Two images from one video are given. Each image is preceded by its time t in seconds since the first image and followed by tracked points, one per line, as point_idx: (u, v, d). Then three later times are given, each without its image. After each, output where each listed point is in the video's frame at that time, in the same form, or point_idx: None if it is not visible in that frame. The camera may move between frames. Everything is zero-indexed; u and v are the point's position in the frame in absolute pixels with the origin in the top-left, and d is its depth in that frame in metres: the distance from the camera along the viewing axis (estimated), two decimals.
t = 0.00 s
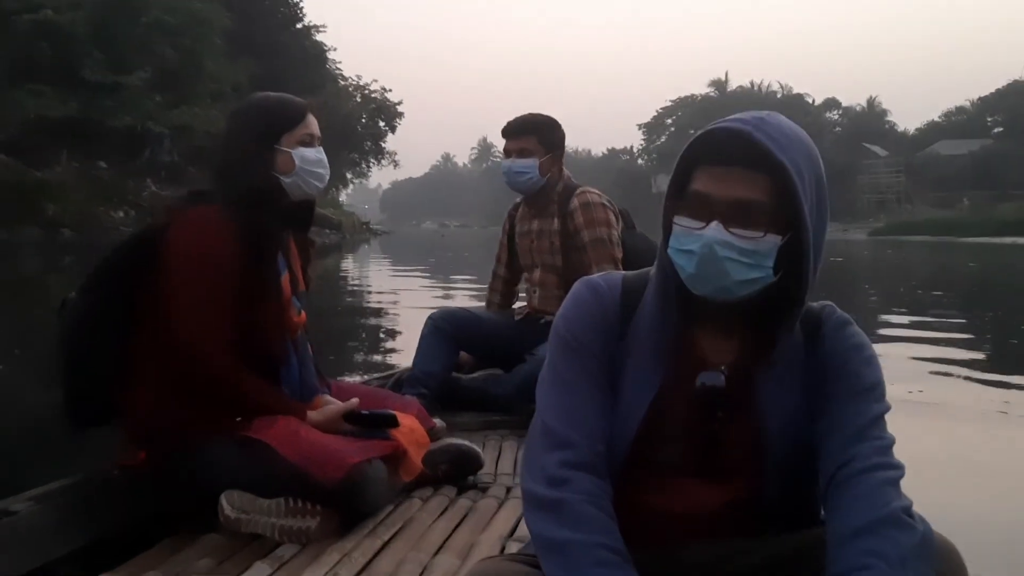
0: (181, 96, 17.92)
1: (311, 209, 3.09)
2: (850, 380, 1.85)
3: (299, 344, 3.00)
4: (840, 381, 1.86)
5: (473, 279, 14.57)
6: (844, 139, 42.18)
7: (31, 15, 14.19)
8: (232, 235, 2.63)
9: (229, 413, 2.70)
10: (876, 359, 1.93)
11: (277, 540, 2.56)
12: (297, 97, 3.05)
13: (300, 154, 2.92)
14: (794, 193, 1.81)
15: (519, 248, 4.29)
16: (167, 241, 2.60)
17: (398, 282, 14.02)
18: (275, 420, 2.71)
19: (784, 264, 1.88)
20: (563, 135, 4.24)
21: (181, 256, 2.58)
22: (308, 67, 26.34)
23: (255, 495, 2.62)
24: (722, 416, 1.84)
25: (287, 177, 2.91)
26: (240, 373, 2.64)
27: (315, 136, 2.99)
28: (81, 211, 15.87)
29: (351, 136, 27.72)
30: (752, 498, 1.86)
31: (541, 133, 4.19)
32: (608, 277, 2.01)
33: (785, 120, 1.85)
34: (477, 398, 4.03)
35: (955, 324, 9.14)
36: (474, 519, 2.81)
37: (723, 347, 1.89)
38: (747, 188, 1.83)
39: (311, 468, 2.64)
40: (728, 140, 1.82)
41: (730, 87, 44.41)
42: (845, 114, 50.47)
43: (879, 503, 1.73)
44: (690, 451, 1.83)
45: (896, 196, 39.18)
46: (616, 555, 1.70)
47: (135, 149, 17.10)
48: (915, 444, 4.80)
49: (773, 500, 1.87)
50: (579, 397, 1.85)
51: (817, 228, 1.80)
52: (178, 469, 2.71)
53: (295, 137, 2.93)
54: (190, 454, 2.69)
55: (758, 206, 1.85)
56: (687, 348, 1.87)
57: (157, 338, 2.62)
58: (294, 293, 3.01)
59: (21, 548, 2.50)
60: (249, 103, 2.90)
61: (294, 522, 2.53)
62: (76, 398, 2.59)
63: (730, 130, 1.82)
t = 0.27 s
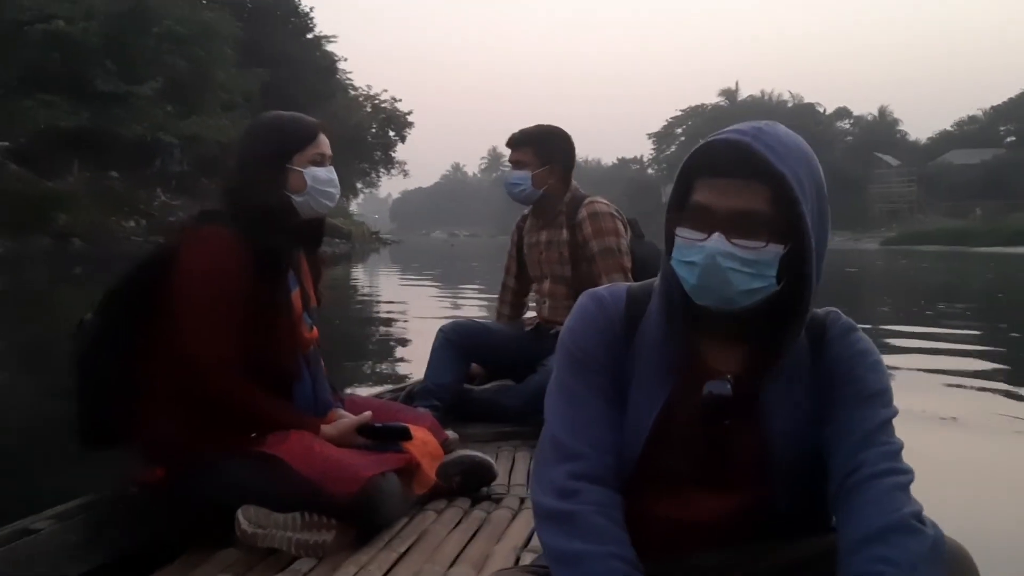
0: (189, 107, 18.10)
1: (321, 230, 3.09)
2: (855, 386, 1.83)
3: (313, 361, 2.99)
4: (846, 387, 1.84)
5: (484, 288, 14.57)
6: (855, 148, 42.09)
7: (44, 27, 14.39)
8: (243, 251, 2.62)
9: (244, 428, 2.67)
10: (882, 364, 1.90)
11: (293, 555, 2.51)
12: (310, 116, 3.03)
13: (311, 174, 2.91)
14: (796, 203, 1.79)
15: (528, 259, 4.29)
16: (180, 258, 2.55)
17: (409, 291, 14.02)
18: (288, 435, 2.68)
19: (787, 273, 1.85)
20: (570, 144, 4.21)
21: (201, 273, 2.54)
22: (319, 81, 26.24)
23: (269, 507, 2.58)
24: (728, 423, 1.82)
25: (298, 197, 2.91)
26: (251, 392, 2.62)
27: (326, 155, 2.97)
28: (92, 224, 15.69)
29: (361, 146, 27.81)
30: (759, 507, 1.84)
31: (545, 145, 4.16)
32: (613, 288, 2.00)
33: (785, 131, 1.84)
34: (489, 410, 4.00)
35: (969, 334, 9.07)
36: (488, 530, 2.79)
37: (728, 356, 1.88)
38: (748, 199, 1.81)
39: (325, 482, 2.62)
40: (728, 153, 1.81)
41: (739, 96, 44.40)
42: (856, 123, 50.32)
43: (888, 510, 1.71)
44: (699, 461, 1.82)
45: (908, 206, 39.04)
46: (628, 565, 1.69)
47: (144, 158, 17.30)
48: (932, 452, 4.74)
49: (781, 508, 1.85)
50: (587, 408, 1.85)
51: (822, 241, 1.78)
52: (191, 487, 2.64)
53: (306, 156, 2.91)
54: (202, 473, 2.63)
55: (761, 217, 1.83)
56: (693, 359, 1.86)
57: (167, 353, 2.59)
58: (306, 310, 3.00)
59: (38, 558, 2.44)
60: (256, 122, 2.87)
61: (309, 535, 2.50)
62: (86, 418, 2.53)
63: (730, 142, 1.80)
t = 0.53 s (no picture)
0: (200, 115, 18.96)
1: (332, 240, 3.09)
2: (860, 390, 1.81)
3: (323, 368, 2.98)
4: (851, 391, 1.83)
5: (493, 295, 14.60)
6: (866, 156, 41.97)
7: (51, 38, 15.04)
8: (250, 258, 2.59)
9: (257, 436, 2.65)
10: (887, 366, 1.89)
11: (304, 562, 2.51)
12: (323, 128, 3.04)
13: (322, 184, 2.90)
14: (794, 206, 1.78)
15: (534, 267, 4.29)
16: (195, 276, 2.55)
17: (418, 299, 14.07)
18: (299, 443, 2.66)
19: (786, 274, 1.84)
20: (573, 151, 4.19)
21: (208, 286, 2.53)
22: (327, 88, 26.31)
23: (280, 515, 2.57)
24: (735, 430, 1.81)
25: (309, 208, 2.89)
26: (252, 399, 2.58)
27: (337, 165, 2.97)
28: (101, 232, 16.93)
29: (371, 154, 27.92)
30: (769, 511, 1.84)
31: (547, 154, 4.16)
32: (617, 297, 1.98)
33: (782, 137, 1.83)
34: (499, 417, 3.99)
35: (983, 341, 9.00)
36: (498, 536, 2.78)
37: (733, 362, 1.89)
38: (747, 200, 1.81)
39: (336, 489, 2.61)
40: (726, 157, 1.80)
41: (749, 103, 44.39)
42: (868, 130, 50.13)
43: (897, 516, 1.70)
44: (708, 467, 1.82)
45: (920, 213, 38.87)
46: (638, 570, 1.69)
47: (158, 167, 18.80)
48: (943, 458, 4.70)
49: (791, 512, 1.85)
50: (594, 417, 1.84)
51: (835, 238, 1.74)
52: (212, 495, 2.62)
53: (319, 166, 2.91)
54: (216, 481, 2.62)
55: (760, 219, 1.82)
56: (697, 364, 1.85)
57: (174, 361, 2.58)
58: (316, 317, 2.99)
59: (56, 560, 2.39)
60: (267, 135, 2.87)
61: (321, 542, 2.50)
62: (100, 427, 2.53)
63: (727, 146, 1.80)
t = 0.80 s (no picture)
0: (203, 120, 18.03)
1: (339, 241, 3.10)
2: (867, 398, 1.81)
3: (328, 369, 2.98)
4: (859, 398, 1.82)
5: (499, 302, 14.53)
6: (876, 163, 41.80)
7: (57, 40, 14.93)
8: (259, 265, 2.58)
9: (260, 436, 2.63)
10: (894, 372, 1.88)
11: (306, 562, 2.50)
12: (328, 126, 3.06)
13: (328, 183, 2.91)
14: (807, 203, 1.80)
15: (539, 271, 4.29)
16: (200, 276, 2.55)
17: (424, 305, 14.03)
18: (303, 443, 2.67)
19: (795, 273, 1.86)
20: (576, 156, 4.19)
21: (217, 287, 2.53)
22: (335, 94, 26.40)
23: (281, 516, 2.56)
24: (740, 435, 1.80)
25: (315, 206, 2.91)
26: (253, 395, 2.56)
27: (344, 164, 2.99)
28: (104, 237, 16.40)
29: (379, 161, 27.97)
30: (777, 520, 1.83)
31: (550, 160, 4.15)
32: (621, 302, 1.97)
33: (789, 139, 1.85)
34: (503, 420, 3.99)
35: (989, 346, 8.93)
36: (501, 541, 2.76)
37: (738, 368, 1.89)
38: (757, 194, 1.82)
39: (341, 491, 2.60)
40: (737, 153, 1.81)
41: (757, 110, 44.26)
42: (875, 135, 49.95)
43: (906, 524, 1.69)
44: (714, 473, 1.80)
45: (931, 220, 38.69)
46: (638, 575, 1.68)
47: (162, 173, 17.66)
48: (947, 466, 4.67)
49: (800, 519, 1.83)
50: (599, 423, 1.83)
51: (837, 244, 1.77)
52: (213, 497, 2.61)
53: (325, 164, 2.93)
54: (217, 484, 2.61)
55: (771, 212, 1.84)
56: (704, 369, 1.85)
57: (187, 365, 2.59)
58: (322, 318, 3.00)
59: (59, 556, 2.42)
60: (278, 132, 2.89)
61: (322, 543, 2.50)
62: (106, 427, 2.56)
63: (738, 142, 1.82)
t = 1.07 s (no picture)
0: (205, 121, 17.85)
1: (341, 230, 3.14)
2: (871, 401, 1.80)
3: (328, 365, 2.98)
4: (863, 401, 1.81)
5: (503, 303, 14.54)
6: (882, 164, 41.68)
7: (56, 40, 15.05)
8: (264, 266, 2.59)
9: (252, 431, 2.65)
10: (898, 375, 1.87)
11: (302, 557, 2.52)
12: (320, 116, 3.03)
13: (314, 173, 2.86)
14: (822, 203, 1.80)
15: (542, 270, 4.29)
16: (205, 265, 2.58)
17: (428, 307, 14.06)
18: (299, 438, 2.65)
19: (810, 272, 1.85)
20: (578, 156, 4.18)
21: (229, 284, 2.55)
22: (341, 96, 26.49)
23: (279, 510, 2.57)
24: (743, 435, 1.79)
25: (304, 198, 2.87)
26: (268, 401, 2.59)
27: (335, 153, 2.94)
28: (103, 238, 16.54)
29: (382, 163, 28.19)
30: (779, 520, 1.82)
31: (551, 159, 4.13)
32: (626, 300, 1.95)
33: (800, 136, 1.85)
34: (504, 419, 3.99)
35: (994, 347, 8.86)
36: (499, 539, 2.76)
37: (743, 368, 1.88)
38: (774, 192, 1.81)
39: (339, 485, 2.59)
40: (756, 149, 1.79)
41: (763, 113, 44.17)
42: (884, 137, 49.78)
43: (907, 527, 1.69)
44: (716, 473, 1.79)
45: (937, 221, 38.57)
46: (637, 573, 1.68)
47: (162, 175, 17.68)
48: (948, 467, 4.64)
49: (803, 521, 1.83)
50: (602, 420, 1.82)
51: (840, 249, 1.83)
52: (215, 493, 2.61)
53: (314, 156, 2.90)
54: (219, 481, 2.62)
55: (786, 210, 1.83)
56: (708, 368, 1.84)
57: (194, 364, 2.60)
58: (324, 311, 2.99)
59: (58, 547, 2.49)
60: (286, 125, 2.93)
61: (319, 538, 2.51)
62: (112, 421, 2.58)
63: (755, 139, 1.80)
